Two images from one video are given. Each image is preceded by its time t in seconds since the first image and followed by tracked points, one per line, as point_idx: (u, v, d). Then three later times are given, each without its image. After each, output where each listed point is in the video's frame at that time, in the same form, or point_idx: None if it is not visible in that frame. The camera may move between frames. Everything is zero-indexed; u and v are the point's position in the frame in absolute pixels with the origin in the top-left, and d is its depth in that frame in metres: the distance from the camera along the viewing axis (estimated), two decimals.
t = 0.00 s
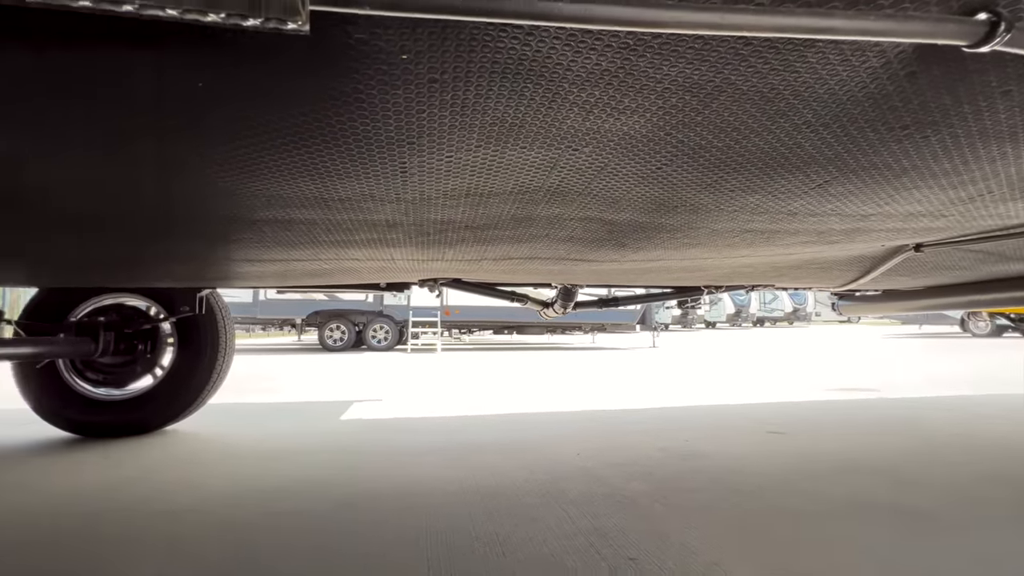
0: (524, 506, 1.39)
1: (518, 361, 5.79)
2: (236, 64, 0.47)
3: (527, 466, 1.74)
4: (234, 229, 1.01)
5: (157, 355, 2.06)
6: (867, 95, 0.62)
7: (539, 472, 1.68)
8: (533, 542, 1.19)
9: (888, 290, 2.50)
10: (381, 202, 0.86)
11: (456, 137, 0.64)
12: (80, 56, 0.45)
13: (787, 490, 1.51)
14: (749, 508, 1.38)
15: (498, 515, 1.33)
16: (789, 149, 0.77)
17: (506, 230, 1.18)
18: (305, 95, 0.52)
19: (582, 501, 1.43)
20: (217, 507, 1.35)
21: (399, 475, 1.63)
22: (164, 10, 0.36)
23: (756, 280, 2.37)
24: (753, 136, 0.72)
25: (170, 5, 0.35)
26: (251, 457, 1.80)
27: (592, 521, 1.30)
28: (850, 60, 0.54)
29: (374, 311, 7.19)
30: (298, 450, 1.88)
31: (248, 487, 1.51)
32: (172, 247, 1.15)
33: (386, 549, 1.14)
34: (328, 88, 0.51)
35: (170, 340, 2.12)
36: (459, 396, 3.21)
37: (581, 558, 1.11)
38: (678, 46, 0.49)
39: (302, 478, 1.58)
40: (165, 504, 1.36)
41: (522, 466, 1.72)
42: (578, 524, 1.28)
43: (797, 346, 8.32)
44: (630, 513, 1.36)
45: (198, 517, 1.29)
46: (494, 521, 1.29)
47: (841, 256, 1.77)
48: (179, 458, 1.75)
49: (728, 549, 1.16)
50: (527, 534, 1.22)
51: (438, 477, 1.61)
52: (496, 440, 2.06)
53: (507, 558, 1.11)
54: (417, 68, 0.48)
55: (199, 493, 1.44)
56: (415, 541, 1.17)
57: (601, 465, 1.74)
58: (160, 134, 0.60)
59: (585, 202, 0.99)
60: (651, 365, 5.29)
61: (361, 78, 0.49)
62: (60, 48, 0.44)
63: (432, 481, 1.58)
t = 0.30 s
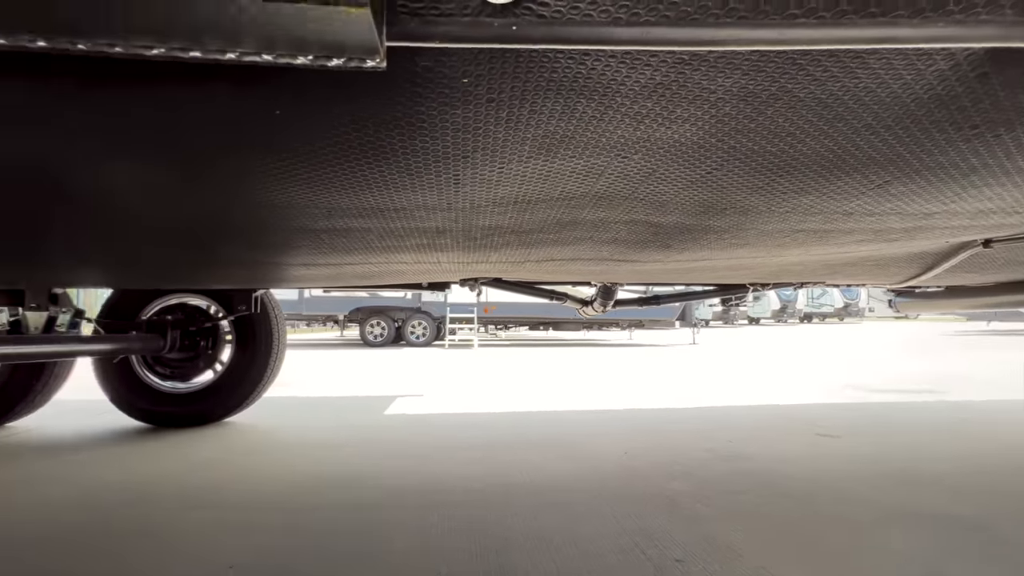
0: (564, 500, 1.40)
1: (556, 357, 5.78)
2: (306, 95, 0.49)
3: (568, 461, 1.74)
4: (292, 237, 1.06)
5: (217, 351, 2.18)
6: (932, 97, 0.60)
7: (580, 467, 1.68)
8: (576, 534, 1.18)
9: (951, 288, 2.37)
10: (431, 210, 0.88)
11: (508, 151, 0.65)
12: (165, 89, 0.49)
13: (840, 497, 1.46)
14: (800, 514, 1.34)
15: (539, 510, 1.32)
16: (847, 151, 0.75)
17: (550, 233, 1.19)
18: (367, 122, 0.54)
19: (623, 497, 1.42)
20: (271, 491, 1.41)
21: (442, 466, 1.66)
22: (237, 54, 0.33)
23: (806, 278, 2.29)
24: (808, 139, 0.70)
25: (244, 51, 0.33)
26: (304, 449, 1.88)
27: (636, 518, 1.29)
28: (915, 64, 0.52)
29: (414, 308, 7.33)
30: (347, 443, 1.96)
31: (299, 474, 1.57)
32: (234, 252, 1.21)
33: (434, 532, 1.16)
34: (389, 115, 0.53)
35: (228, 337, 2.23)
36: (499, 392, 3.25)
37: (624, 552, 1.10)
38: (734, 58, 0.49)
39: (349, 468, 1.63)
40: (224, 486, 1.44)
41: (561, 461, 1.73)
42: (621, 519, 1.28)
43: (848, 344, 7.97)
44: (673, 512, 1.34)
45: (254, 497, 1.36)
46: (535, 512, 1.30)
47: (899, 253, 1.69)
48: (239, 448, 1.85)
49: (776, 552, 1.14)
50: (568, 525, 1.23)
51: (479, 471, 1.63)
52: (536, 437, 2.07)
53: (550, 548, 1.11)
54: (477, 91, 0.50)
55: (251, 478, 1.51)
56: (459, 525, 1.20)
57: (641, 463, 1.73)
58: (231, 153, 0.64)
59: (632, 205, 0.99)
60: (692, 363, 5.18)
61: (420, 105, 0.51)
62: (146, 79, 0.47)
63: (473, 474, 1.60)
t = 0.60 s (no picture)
0: (611, 493, 1.37)
1: (599, 353, 5.72)
2: (369, 105, 0.51)
3: (614, 458, 1.71)
4: (346, 238, 1.10)
5: (274, 345, 2.29)
6: (1017, 80, 0.56)
7: (625, 463, 1.65)
8: (626, 529, 1.16)
9: None
10: (482, 209, 0.90)
11: (562, 151, 0.65)
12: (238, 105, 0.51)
13: (908, 502, 1.37)
14: (864, 519, 1.27)
15: (587, 504, 1.29)
16: (918, 138, 0.71)
17: (598, 229, 1.18)
18: (426, 128, 0.55)
19: (673, 494, 1.39)
20: (325, 476, 1.46)
21: (487, 459, 1.67)
22: (318, 70, 0.35)
23: (867, 271, 2.18)
24: (875, 128, 0.67)
25: (323, 67, 0.34)
26: (356, 438, 1.94)
27: (687, 515, 1.25)
28: (999, 46, 0.49)
29: (455, 303, 7.42)
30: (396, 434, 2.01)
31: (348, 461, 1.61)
32: (292, 252, 1.26)
33: (482, 521, 1.17)
34: (447, 120, 0.54)
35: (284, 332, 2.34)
36: (542, 388, 3.25)
37: (675, 549, 1.08)
38: (799, 49, 0.48)
39: (395, 457, 1.67)
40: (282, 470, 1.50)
41: (607, 458, 1.71)
42: (671, 516, 1.25)
43: (912, 340, 7.52)
44: (724, 511, 1.30)
45: (309, 482, 1.41)
46: (583, 505, 1.28)
47: (974, 244, 1.58)
48: (297, 437, 1.94)
49: (836, 555, 1.09)
50: (616, 519, 1.21)
51: (522, 463, 1.62)
52: (579, 432, 2.06)
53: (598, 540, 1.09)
54: (535, 96, 0.50)
55: (303, 463, 1.56)
56: (506, 516, 1.20)
57: (690, 462, 1.68)
58: (297, 165, 0.66)
59: (684, 200, 0.97)
60: (740, 360, 5.02)
61: (478, 110, 0.52)
62: (221, 96, 0.50)
63: (515, 466, 1.59)
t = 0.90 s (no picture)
0: (659, 492, 1.34)
1: (644, 348, 5.62)
2: (418, 111, 0.52)
3: (663, 455, 1.67)
4: (395, 236, 1.13)
5: (327, 339, 2.38)
6: None
7: (672, 460, 1.62)
8: (678, 528, 1.13)
9: None
10: (528, 205, 0.90)
11: (606, 147, 0.65)
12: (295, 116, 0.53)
13: (982, 509, 1.29)
14: (931, 524, 1.20)
15: (633, 500, 1.28)
16: (993, 121, 0.66)
17: (644, 224, 1.16)
18: (473, 130, 0.56)
19: (725, 495, 1.34)
20: (375, 466, 1.51)
21: (533, 453, 1.67)
22: (375, 80, 0.34)
23: (935, 262, 2.05)
24: (944, 112, 0.63)
25: (380, 78, 0.34)
26: (404, 429, 2.00)
27: (738, 515, 1.21)
28: None
29: (497, 298, 7.48)
30: (442, 426, 2.05)
31: (396, 451, 1.66)
32: (343, 250, 1.31)
33: (528, 512, 1.18)
34: (494, 120, 0.54)
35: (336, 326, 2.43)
36: (585, 383, 3.24)
37: (725, 547, 1.05)
38: (859, 34, 0.46)
39: (441, 448, 1.70)
40: (335, 458, 1.56)
41: (654, 455, 1.67)
42: (721, 514, 1.21)
43: (986, 337, 7.00)
44: (779, 512, 1.25)
45: (361, 470, 1.45)
46: (629, 501, 1.26)
47: None
48: (350, 427, 2.02)
49: (900, 560, 1.03)
50: (664, 516, 1.18)
51: (565, 458, 1.62)
52: (624, 429, 2.04)
53: (647, 536, 1.07)
54: (582, 93, 0.50)
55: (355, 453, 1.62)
56: (551, 508, 1.20)
57: (742, 462, 1.62)
58: (350, 168, 0.68)
59: (734, 192, 0.95)
60: (794, 356, 4.82)
61: (524, 110, 0.52)
62: (280, 108, 0.52)
63: (559, 460, 1.60)
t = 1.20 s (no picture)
0: (709, 492, 1.31)
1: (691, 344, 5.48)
2: (475, 125, 0.53)
3: (712, 455, 1.63)
4: (446, 236, 1.16)
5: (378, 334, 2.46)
6: None
7: (723, 460, 1.58)
8: (731, 529, 1.10)
9: None
10: (579, 205, 0.91)
11: (660, 146, 0.64)
12: (357, 134, 0.55)
13: None
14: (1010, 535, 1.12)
15: (683, 499, 1.26)
16: None
17: (696, 220, 1.14)
18: (527, 136, 0.57)
19: (779, 497, 1.30)
20: (425, 457, 1.55)
21: (579, 449, 1.67)
22: (442, 97, 0.36)
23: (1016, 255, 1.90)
24: None
25: (447, 94, 0.36)
26: (452, 422, 2.04)
27: (794, 518, 1.17)
28: None
29: (539, 293, 7.49)
30: (488, 420, 2.08)
31: (445, 444, 1.70)
32: (396, 250, 1.35)
33: (576, 507, 1.18)
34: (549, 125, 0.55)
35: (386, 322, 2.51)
36: (631, 379, 3.20)
37: (781, 550, 1.01)
38: (934, 26, 0.43)
39: (488, 442, 1.73)
40: (388, 449, 1.61)
41: (704, 454, 1.64)
42: (776, 517, 1.17)
43: None
44: (839, 516, 1.20)
45: (412, 461, 1.50)
46: (678, 500, 1.24)
47: None
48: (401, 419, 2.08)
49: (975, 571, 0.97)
50: (716, 516, 1.16)
51: (611, 454, 1.61)
52: (672, 426, 2.00)
53: (698, 536, 1.05)
54: (637, 97, 0.50)
55: (406, 444, 1.68)
56: (597, 504, 1.20)
57: (798, 464, 1.56)
58: (407, 176, 0.71)
59: (793, 187, 0.92)
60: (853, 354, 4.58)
61: (579, 117, 0.53)
62: (342, 128, 0.54)
63: (604, 457, 1.59)
